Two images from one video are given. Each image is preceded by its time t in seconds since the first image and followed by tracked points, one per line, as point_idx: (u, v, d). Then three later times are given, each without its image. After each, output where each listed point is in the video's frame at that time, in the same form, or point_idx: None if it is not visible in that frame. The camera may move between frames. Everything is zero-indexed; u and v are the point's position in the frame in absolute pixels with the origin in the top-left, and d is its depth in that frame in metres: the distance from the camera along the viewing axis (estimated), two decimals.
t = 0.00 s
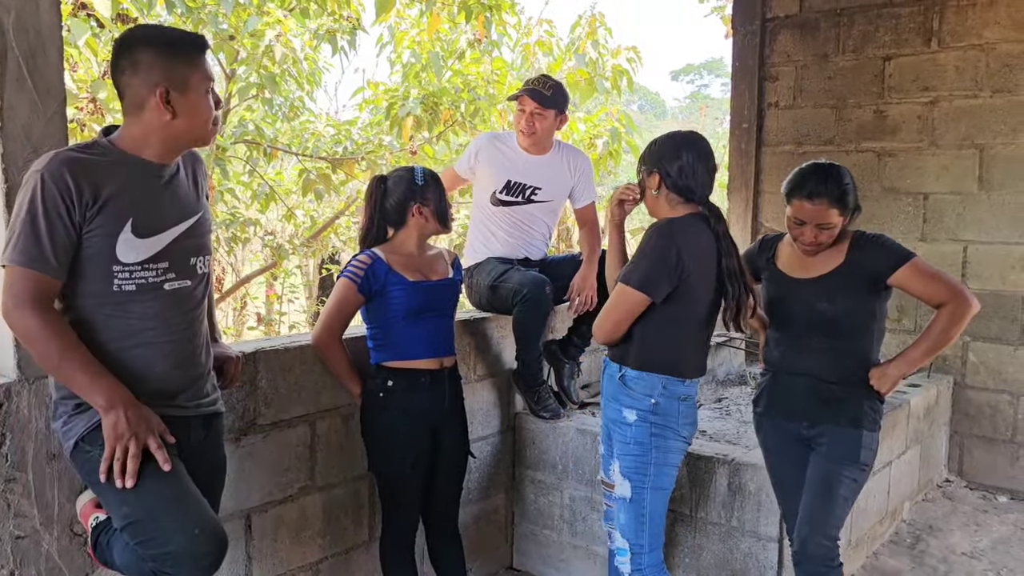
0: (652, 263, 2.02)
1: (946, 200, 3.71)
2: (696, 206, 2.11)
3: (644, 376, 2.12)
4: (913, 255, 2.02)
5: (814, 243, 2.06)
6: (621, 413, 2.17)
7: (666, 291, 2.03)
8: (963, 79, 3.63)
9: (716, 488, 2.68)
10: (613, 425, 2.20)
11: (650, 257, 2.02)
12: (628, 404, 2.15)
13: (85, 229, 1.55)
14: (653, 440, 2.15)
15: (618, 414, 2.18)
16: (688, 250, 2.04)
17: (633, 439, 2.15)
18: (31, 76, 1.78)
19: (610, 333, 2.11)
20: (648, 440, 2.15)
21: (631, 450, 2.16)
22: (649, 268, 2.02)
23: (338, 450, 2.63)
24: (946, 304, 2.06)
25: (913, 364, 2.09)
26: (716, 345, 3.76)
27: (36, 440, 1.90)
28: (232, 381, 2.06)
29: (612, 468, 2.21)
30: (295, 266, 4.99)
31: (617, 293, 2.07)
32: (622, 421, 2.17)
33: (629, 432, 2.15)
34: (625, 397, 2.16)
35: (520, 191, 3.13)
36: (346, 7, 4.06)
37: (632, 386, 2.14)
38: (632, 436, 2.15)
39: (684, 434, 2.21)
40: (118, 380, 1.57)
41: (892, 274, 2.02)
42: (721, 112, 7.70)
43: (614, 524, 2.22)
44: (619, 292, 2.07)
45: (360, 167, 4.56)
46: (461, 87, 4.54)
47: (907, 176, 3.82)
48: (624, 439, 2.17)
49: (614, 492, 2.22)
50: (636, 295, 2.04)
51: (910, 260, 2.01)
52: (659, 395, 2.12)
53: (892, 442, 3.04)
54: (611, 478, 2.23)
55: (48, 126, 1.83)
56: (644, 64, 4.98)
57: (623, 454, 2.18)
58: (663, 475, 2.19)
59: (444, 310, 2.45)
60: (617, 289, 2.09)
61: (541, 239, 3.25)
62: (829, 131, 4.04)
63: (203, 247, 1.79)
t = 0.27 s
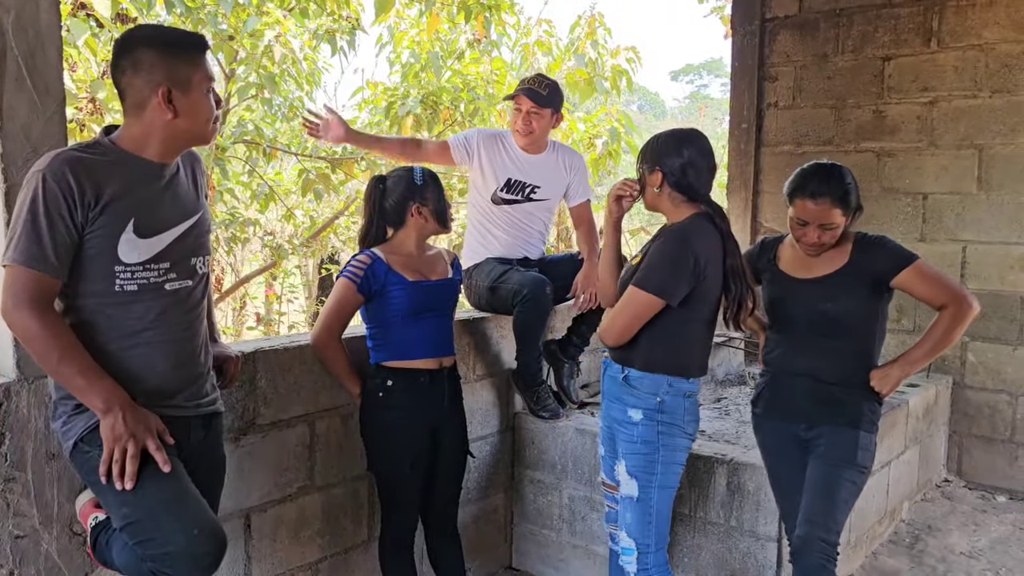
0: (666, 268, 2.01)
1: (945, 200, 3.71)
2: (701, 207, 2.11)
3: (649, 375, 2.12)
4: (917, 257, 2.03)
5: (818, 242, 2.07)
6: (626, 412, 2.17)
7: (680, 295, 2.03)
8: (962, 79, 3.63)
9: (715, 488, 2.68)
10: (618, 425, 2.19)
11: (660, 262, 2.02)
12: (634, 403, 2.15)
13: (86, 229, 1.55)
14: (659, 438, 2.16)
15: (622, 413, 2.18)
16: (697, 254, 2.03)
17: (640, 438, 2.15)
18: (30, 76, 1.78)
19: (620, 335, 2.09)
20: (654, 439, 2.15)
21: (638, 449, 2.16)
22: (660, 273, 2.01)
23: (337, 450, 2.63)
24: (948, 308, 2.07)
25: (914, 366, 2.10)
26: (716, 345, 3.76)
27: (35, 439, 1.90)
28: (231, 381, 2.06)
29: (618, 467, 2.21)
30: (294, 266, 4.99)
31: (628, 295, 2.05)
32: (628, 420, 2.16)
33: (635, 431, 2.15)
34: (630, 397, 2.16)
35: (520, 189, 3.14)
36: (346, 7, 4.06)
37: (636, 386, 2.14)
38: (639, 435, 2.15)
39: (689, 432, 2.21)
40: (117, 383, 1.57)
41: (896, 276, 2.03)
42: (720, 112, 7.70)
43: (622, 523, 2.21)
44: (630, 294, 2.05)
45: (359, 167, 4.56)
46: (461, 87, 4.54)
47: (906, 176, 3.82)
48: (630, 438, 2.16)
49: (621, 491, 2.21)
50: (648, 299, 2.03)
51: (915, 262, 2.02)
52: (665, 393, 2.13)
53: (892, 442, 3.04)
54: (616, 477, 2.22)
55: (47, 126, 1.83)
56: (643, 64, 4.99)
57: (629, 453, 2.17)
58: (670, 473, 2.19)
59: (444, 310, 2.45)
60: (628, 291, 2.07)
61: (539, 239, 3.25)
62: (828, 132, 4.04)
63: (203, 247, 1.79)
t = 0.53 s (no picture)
0: (671, 269, 2.02)
1: (945, 201, 3.72)
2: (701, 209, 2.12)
3: (652, 374, 2.12)
4: (917, 266, 2.02)
5: (816, 228, 2.09)
6: (629, 411, 2.16)
7: (685, 297, 2.04)
8: (962, 79, 3.63)
9: (715, 488, 2.69)
10: (621, 424, 2.19)
11: (667, 264, 2.02)
12: (637, 402, 2.15)
13: (88, 229, 1.56)
14: (663, 436, 2.16)
15: (626, 412, 2.17)
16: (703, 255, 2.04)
17: (644, 436, 2.15)
18: (32, 77, 1.79)
19: (624, 337, 2.09)
20: (659, 437, 2.16)
21: (642, 447, 2.16)
22: (668, 275, 2.02)
23: (337, 450, 2.64)
24: (947, 316, 2.06)
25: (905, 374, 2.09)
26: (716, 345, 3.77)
27: (36, 439, 1.91)
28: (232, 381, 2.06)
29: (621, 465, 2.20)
30: (295, 266, 4.99)
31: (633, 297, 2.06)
32: (632, 419, 2.16)
33: (640, 429, 2.15)
34: (634, 395, 2.15)
35: (520, 190, 3.14)
36: (346, 8, 4.06)
37: (640, 385, 2.14)
38: (643, 433, 2.15)
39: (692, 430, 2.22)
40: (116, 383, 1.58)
41: (894, 282, 2.01)
42: (720, 112, 7.71)
43: (628, 521, 2.20)
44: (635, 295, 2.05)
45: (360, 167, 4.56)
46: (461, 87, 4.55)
47: (906, 176, 3.82)
48: (635, 437, 2.16)
49: (626, 489, 2.20)
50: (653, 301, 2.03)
51: (915, 270, 2.01)
52: (668, 392, 2.14)
53: (891, 442, 3.04)
54: (621, 475, 2.21)
55: (49, 126, 1.84)
56: (644, 64, 4.99)
57: (633, 451, 2.17)
58: (674, 470, 2.19)
59: (444, 311, 2.45)
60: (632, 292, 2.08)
61: (539, 239, 3.26)
62: (828, 132, 4.04)
63: (204, 247, 1.79)
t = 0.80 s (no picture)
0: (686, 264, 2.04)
1: (948, 200, 3.71)
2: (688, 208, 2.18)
3: (664, 371, 2.14)
4: (916, 264, 1.99)
5: (798, 213, 2.13)
6: (641, 409, 2.17)
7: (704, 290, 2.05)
8: (965, 79, 3.63)
9: (718, 488, 2.68)
10: (632, 423, 2.19)
11: (683, 257, 2.03)
12: (649, 400, 2.16)
13: (93, 226, 1.56)
14: (675, 432, 2.18)
15: (637, 411, 2.18)
16: (717, 249, 2.08)
17: (658, 433, 2.17)
18: (34, 76, 1.79)
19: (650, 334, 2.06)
20: (671, 433, 2.18)
21: (655, 443, 2.17)
22: (683, 267, 2.03)
23: (340, 449, 2.64)
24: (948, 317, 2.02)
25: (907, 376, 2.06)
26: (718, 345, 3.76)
27: (39, 438, 1.91)
28: (233, 379, 2.06)
29: (633, 462, 2.20)
30: (298, 265, 4.99)
31: (658, 294, 2.03)
32: (644, 417, 2.17)
33: (654, 426, 2.16)
34: (645, 394, 2.16)
35: (522, 190, 3.14)
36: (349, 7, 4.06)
37: (652, 383, 2.15)
38: (657, 430, 2.17)
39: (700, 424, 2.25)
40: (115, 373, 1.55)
41: (893, 281, 2.00)
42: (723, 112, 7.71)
43: (638, 517, 2.21)
44: (659, 290, 2.03)
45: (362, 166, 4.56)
46: (464, 87, 4.55)
47: (908, 175, 3.81)
48: (648, 433, 2.17)
49: (636, 485, 2.21)
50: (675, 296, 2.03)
51: (914, 268, 1.99)
52: (681, 388, 2.16)
53: (894, 442, 3.04)
54: (630, 473, 2.22)
55: (52, 125, 1.84)
56: (646, 64, 4.99)
57: (645, 448, 2.18)
58: (686, 465, 2.21)
59: (447, 309, 2.45)
60: (646, 292, 2.08)
61: (542, 239, 3.25)
62: (831, 131, 4.04)
63: (206, 245, 1.79)
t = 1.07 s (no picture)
0: (702, 260, 2.09)
1: (952, 200, 3.70)
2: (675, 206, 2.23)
3: (678, 369, 2.17)
4: (924, 263, 1.98)
5: (800, 208, 2.13)
6: (656, 408, 2.19)
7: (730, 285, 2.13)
8: (970, 78, 3.61)
9: (722, 488, 2.68)
10: (645, 422, 2.20)
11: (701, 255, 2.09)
12: (664, 398, 2.18)
13: (97, 224, 1.57)
14: (688, 428, 2.21)
15: (652, 410, 2.19)
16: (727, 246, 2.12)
17: (674, 429, 2.19)
18: (38, 75, 1.79)
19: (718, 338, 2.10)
20: (685, 429, 2.21)
21: (671, 440, 2.19)
22: (699, 266, 2.09)
23: (343, 449, 2.63)
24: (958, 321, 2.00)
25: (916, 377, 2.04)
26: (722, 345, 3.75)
27: (42, 438, 1.91)
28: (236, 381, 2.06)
29: (648, 459, 2.21)
30: (301, 265, 4.99)
31: (711, 298, 2.08)
32: (660, 415, 2.18)
33: (670, 423, 2.18)
34: (661, 393, 2.18)
35: (530, 192, 3.14)
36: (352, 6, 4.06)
37: (666, 382, 2.17)
38: (673, 427, 2.18)
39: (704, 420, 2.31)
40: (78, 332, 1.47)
41: (902, 281, 1.98)
42: (726, 111, 7.70)
43: (654, 512, 2.21)
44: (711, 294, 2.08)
45: (365, 166, 4.56)
46: (467, 86, 4.54)
47: (913, 175, 3.80)
48: (664, 430, 2.19)
49: (651, 482, 2.22)
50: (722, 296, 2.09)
51: (922, 268, 1.97)
52: (693, 386, 2.20)
53: (898, 442, 3.03)
54: (644, 470, 2.22)
55: (55, 124, 1.84)
56: (649, 63, 4.98)
57: (660, 445, 2.19)
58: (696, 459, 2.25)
59: (451, 309, 2.45)
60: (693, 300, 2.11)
61: (545, 240, 3.25)
62: (835, 131, 4.02)
63: (210, 244, 1.78)
